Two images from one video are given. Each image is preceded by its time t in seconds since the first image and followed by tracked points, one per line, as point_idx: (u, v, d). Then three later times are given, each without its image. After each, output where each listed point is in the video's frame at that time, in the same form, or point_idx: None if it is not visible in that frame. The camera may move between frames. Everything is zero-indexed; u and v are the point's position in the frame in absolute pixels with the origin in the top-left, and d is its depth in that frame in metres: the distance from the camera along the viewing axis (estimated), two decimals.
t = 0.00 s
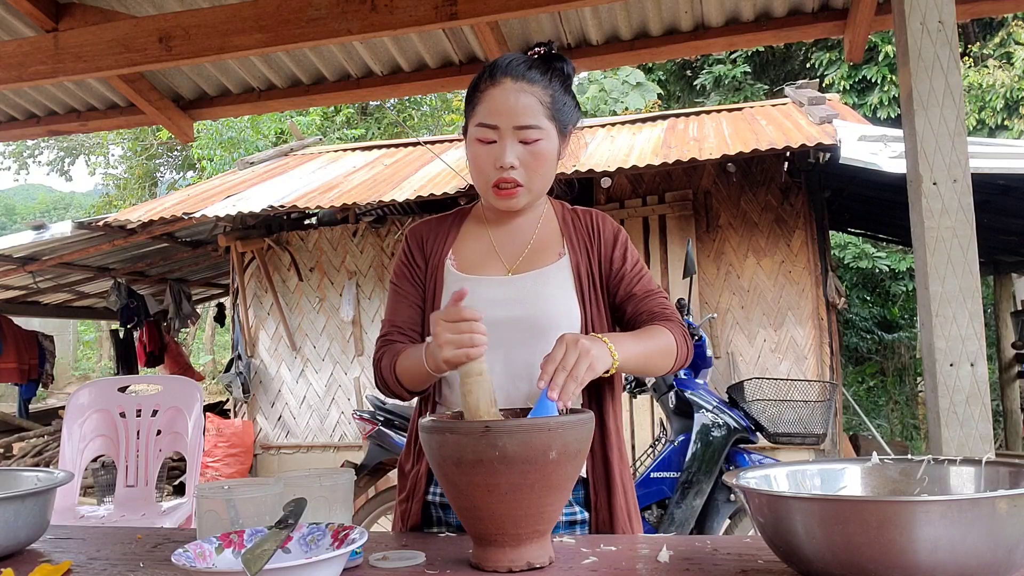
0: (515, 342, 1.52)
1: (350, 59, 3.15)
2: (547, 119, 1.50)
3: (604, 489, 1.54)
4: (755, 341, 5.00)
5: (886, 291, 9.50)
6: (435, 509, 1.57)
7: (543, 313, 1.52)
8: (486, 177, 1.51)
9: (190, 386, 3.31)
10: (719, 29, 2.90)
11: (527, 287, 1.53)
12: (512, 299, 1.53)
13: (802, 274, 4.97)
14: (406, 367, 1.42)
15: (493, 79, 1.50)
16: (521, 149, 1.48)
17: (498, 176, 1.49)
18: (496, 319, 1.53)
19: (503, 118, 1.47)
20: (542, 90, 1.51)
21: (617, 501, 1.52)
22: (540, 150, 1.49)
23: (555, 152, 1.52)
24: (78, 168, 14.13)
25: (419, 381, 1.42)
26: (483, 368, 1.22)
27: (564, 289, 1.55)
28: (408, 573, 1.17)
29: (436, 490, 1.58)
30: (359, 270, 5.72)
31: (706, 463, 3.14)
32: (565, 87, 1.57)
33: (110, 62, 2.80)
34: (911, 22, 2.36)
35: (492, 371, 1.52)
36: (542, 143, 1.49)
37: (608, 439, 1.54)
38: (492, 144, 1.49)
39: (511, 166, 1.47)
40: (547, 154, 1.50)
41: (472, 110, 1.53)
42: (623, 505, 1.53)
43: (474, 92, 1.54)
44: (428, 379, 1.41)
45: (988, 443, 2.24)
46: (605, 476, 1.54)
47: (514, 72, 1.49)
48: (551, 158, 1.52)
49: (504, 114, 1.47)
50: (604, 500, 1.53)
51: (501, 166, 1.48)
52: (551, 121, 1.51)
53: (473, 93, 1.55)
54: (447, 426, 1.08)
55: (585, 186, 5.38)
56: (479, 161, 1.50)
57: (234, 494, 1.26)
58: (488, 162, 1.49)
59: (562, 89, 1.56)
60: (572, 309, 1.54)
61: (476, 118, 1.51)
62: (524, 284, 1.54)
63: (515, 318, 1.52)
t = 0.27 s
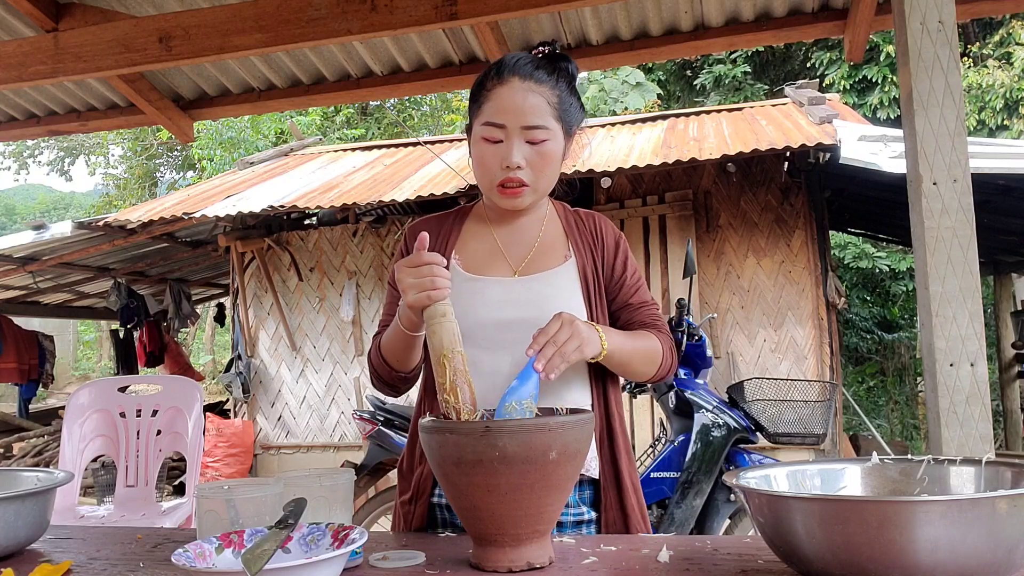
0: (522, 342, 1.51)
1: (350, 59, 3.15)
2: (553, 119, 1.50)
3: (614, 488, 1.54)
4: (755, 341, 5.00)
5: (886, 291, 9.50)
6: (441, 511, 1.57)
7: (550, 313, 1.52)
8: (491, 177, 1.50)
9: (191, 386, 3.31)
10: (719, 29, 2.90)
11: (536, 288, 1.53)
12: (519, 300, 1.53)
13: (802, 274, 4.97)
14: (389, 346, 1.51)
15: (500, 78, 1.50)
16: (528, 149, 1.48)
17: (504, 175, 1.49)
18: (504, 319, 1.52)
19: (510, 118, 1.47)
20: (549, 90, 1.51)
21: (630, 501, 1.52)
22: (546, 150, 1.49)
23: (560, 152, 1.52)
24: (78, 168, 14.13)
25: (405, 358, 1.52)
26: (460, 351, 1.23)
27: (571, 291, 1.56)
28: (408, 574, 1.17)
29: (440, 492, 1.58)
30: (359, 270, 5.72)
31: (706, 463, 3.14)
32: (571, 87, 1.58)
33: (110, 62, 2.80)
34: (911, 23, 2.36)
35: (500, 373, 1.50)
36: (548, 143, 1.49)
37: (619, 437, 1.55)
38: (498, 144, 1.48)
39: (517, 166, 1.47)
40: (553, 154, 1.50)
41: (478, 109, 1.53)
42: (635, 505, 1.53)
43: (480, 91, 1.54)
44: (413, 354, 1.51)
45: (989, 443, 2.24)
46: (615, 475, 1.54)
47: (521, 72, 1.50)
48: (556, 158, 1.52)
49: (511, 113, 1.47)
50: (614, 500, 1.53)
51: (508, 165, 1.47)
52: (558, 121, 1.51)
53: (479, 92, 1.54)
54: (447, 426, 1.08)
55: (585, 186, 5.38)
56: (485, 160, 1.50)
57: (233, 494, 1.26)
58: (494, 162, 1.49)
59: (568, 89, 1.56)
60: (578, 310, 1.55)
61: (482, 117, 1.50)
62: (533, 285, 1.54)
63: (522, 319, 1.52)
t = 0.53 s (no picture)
0: (520, 343, 1.51)
1: (350, 59, 3.15)
2: (550, 119, 1.50)
3: (612, 488, 1.54)
4: (755, 342, 5.00)
5: (886, 291, 9.50)
6: (439, 512, 1.57)
7: (547, 313, 1.52)
8: (488, 177, 1.50)
9: (191, 386, 3.31)
10: (719, 29, 2.90)
11: (532, 289, 1.53)
12: (516, 301, 1.52)
13: (801, 274, 4.97)
14: (390, 354, 1.51)
15: (496, 79, 1.50)
16: (524, 150, 1.48)
17: (501, 176, 1.49)
18: (500, 320, 1.52)
19: (506, 119, 1.47)
20: (545, 90, 1.51)
21: (629, 499, 1.52)
22: (543, 150, 1.49)
23: (557, 152, 1.52)
24: (78, 168, 14.13)
25: (406, 367, 1.52)
26: (462, 365, 1.22)
27: (568, 290, 1.56)
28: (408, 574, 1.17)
29: (438, 493, 1.58)
30: (359, 270, 5.72)
31: (706, 463, 3.14)
32: (566, 87, 1.58)
33: (110, 62, 2.80)
34: (911, 23, 2.36)
35: (497, 372, 1.52)
36: (544, 143, 1.49)
37: (618, 437, 1.55)
38: (494, 145, 1.48)
39: (514, 167, 1.47)
40: (550, 154, 1.50)
41: (473, 110, 1.53)
42: (635, 503, 1.53)
43: (476, 92, 1.54)
44: (414, 362, 1.51)
45: (989, 443, 2.24)
46: (614, 474, 1.54)
47: (517, 72, 1.49)
48: (553, 158, 1.52)
49: (507, 114, 1.47)
50: (613, 499, 1.53)
51: (504, 166, 1.48)
52: (554, 121, 1.51)
53: (474, 93, 1.54)
54: (447, 426, 1.08)
55: (585, 186, 5.38)
56: (481, 161, 1.50)
57: (233, 494, 1.25)
58: (491, 163, 1.49)
59: (563, 89, 1.56)
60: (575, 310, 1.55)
61: (478, 118, 1.50)
62: (529, 286, 1.54)
63: (519, 320, 1.52)
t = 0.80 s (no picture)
0: (518, 343, 1.52)
1: (350, 59, 3.15)
2: (544, 118, 1.50)
3: (611, 487, 1.54)
4: (755, 341, 5.00)
5: (886, 291, 9.50)
6: (438, 512, 1.58)
7: (546, 313, 1.52)
8: (483, 178, 1.51)
9: (191, 385, 3.31)
10: (719, 29, 2.90)
11: (531, 288, 1.53)
12: (513, 300, 1.53)
13: (801, 274, 4.97)
14: (389, 357, 1.51)
15: (489, 79, 1.50)
16: (519, 150, 1.48)
17: (496, 177, 1.49)
18: (498, 319, 1.52)
19: (501, 119, 1.47)
20: (539, 89, 1.51)
21: (628, 498, 1.53)
22: (538, 149, 1.49)
23: (552, 151, 1.52)
24: (78, 168, 14.12)
25: (404, 371, 1.51)
26: (461, 371, 1.22)
27: (566, 289, 1.56)
28: (408, 573, 1.17)
29: (437, 493, 1.58)
30: (359, 270, 5.72)
31: (705, 463, 3.14)
32: (561, 85, 1.57)
33: (110, 62, 2.81)
34: (911, 22, 2.36)
35: (495, 371, 1.52)
36: (539, 142, 1.49)
37: (617, 436, 1.55)
38: (489, 145, 1.49)
39: (509, 167, 1.48)
40: (545, 154, 1.50)
41: (468, 111, 1.53)
42: (634, 502, 1.53)
43: (470, 92, 1.54)
44: (412, 367, 1.50)
45: (988, 443, 2.24)
46: (613, 473, 1.55)
47: (510, 72, 1.50)
48: (549, 157, 1.52)
49: (502, 115, 1.47)
50: (612, 498, 1.54)
51: (500, 167, 1.48)
52: (549, 120, 1.51)
53: (468, 93, 1.54)
54: (447, 426, 1.08)
55: (585, 186, 5.38)
56: (476, 161, 1.50)
57: (233, 494, 1.26)
58: (486, 163, 1.49)
59: (557, 87, 1.56)
60: (572, 309, 1.55)
61: (472, 118, 1.51)
62: (527, 284, 1.54)
63: (517, 319, 1.52)
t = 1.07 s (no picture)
0: (518, 344, 1.52)
1: (350, 59, 3.15)
2: (544, 117, 1.50)
3: (611, 487, 1.54)
4: (755, 342, 5.00)
5: (886, 291, 9.50)
6: (437, 513, 1.58)
7: (545, 312, 1.52)
8: (483, 177, 1.51)
9: (191, 385, 3.31)
10: (719, 29, 2.90)
11: (530, 288, 1.53)
12: (513, 300, 1.53)
13: (801, 274, 4.97)
14: (389, 362, 1.50)
15: (488, 78, 1.50)
16: (519, 149, 1.48)
17: (496, 176, 1.49)
18: (497, 319, 1.52)
19: (500, 119, 1.47)
20: (538, 88, 1.51)
21: (628, 498, 1.53)
22: (537, 148, 1.49)
23: (551, 150, 1.52)
24: (78, 168, 14.13)
25: (404, 377, 1.52)
26: (460, 381, 1.22)
27: (565, 290, 1.56)
28: (408, 573, 1.17)
29: (436, 494, 1.58)
30: (359, 270, 5.72)
31: (706, 463, 3.14)
32: (560, 84, 1.57)
33: (110, 62, 2.81)
34: (911, 22, 2.36)
35: (494, 371, 1.52)
36: (539, 142, 1.48)
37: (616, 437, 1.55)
38: (488, 145, 1.49)
39: (508, 166, 1.48)
40: (544, 153, 1.50)
41: (467, 110, 1.53)
42: (633, 502, 1.54)
43: (469, 91, 1.54)
44: (412, 373, 1.50)
45: (988, 443, 2.24)
46: (612, 473, 1.55)
47: (509, 72, 1.50)
48: (548, 156, 1.52)
49: (501, 114, 1.47)
50: (611, 499, 1.54)
51: (499, 166, 1.48)
52: (548, 119, 1.51)
53: (467, 92, 1.54)
54: (447, 426, 1.08)
55: (585, 186, 5.38)
56: (476, 161, 1.50)
57: (234, 494, 1.26)
58: (485, 162, 1.49)
59: (557, 86, 1.56)
60: (572, 309, 1.55)
61: (471, 118, 1.51)
62: (527, 284, 1.54)
63: (517, 319, 1.52)
